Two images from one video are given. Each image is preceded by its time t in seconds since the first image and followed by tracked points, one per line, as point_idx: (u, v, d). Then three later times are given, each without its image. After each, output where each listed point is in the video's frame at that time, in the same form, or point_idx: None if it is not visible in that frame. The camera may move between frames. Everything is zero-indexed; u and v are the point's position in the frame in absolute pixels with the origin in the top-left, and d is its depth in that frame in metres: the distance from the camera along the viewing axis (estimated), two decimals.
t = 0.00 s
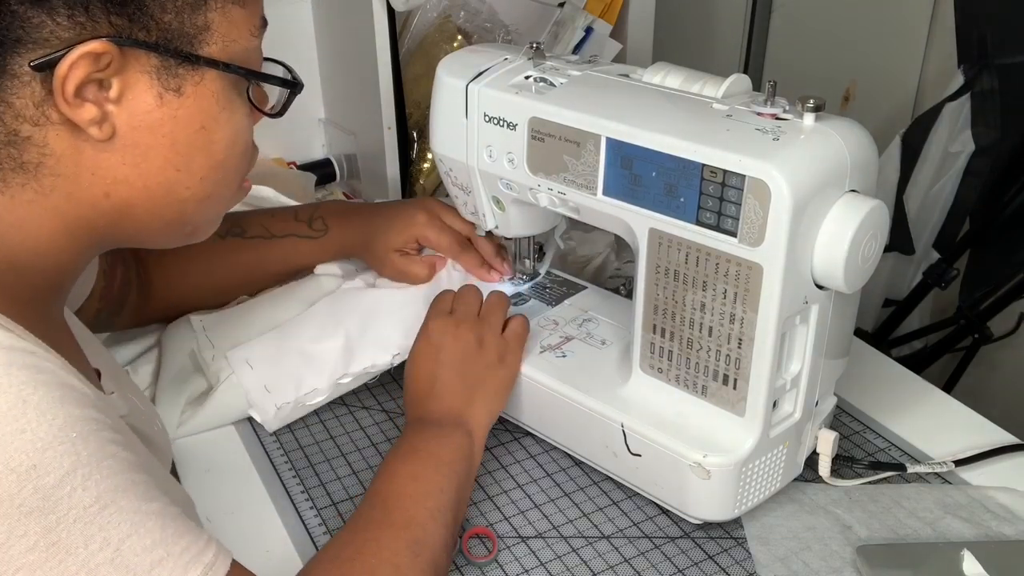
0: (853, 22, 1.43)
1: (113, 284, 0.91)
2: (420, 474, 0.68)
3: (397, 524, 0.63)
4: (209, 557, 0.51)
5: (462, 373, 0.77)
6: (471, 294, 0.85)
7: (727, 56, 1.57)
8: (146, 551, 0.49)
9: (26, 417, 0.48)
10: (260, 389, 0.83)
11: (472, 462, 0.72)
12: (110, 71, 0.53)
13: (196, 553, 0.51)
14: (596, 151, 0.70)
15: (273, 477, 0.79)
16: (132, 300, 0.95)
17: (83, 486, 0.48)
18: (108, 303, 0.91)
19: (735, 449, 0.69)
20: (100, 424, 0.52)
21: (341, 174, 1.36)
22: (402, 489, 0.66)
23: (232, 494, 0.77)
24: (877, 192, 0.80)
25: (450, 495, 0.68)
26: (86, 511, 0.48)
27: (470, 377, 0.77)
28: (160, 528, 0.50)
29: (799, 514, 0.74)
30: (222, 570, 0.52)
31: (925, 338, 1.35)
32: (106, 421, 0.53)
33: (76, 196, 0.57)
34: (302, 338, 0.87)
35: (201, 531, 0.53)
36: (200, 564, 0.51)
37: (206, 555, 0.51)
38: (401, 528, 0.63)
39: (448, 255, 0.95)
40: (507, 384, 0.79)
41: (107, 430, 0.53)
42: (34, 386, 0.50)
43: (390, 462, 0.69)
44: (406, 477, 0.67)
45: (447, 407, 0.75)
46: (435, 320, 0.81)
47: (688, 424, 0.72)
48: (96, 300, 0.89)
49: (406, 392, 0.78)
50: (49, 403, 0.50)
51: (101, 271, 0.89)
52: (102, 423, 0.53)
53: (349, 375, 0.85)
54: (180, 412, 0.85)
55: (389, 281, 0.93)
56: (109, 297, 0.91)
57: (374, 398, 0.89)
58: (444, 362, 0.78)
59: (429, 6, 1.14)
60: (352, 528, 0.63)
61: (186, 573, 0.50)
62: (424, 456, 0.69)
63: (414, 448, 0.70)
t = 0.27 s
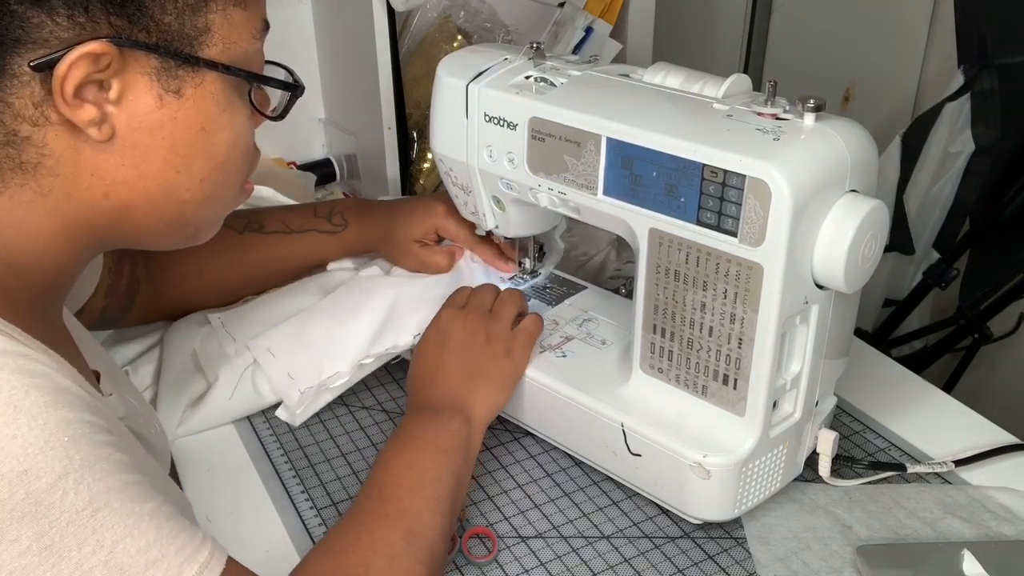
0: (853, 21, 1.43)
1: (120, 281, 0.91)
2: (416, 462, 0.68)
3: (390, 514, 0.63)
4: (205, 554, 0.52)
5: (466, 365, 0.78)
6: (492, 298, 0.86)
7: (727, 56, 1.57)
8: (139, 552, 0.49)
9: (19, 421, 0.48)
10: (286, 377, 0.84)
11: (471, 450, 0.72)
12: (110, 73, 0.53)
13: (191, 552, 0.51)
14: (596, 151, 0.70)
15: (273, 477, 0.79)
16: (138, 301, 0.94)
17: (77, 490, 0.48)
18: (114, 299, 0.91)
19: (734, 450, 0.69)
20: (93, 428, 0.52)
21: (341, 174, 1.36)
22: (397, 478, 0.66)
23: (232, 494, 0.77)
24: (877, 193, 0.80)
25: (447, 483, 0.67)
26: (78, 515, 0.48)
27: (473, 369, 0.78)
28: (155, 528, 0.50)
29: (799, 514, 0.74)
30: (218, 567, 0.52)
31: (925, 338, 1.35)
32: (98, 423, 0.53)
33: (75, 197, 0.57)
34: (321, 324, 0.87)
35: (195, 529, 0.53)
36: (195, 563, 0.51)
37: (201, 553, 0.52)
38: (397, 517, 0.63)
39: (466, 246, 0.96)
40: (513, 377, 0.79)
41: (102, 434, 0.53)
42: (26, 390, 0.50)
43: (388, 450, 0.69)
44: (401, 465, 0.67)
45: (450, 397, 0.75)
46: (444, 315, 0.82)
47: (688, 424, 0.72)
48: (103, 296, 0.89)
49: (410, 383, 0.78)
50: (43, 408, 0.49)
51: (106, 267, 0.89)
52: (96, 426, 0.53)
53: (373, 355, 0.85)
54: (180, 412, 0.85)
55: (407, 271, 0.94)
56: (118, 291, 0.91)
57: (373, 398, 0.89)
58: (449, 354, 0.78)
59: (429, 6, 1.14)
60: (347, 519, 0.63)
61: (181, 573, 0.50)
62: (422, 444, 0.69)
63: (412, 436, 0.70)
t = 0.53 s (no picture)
0: (853, 21, 1.43)
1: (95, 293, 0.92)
2: (423, 485, 0.67)
3: (398, 537, 0.63)
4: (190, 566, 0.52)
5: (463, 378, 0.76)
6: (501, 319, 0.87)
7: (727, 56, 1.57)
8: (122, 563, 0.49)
9: None
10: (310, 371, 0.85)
11: (471, 468, 0.72)
12: (46, 66, 0.52)
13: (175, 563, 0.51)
14: (596, 151, 0.70)
15: (272, 477, 0.79)
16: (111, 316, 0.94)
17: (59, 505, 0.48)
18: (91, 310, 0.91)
19: (735, 450, 0.69)
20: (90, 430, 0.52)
21: (341, 174, 1.36)
22: (407, 501, 0.66)
23: (231, 494, 0.77)
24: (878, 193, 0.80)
25: (453, 507, 0.67)
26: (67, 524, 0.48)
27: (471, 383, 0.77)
28: (138, 537, 0.50)
29: (799, 514, 0.74)
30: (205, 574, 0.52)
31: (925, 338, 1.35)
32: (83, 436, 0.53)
33: (26, 195, 0.57)
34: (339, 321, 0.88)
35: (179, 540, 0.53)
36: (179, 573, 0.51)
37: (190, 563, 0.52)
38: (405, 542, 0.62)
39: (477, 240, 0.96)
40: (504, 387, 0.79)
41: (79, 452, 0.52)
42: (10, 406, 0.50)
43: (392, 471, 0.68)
44: (408, 487, 0.67)
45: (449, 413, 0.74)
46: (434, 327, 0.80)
47: (689, 424, 0.72)
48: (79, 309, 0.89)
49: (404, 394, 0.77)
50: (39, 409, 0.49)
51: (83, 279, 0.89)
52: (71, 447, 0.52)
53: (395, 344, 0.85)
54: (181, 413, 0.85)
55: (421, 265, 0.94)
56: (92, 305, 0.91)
57: (374, 398, 0.89)
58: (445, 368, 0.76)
59: (429, 6, 1.14)
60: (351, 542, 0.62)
61: None
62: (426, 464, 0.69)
63: (416, 456, 0.70)
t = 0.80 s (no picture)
0: (852, 21, 1.43)
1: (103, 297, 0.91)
2: (424, 487, 0.67)
3: (404, 539, 0.63)
4: (217, 561, 0.51)
5: (461, 381, 0.77)
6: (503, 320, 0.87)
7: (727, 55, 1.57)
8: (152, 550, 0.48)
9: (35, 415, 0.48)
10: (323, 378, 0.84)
11: (474, 471, 0.72)
12: (118, 74, 0.53)
13: (204, 557, 0.51)
14: (596, 151, 0.70)
15: (273, 477, 0.79)
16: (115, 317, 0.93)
17: (97, 481, 0.48)
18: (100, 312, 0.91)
19: (735, 450, 0.69)
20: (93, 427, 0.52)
21: (341, 174, 1.36)
22: (409, 503, 0.66)
23: (232, 495, 0.78)
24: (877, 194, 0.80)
25: (456, 510, 0.67)
26: (97, 508, 0.48)
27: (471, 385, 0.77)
28: (169, 529, 0.50)
29: (798, 514, 0.74)
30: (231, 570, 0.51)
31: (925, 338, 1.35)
32: (112, 418, 0.53)
33: (87, 197, 0.58)
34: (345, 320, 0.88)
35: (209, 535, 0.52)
36: (209, 566, 0.50)
37: (217, 556, 0.51)
38: (410, 546, 0.63)
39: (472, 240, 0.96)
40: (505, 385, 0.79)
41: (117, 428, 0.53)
42: (47, 382, 0.50)
43: (394, 475, 0.69)
44: (410, 491, 0.67)
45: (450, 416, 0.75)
46: (431, 329, 0.79)
47: (688, 424, 0.72)
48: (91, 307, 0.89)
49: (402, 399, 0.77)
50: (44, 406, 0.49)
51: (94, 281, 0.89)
52: (113, 422, 0.53)
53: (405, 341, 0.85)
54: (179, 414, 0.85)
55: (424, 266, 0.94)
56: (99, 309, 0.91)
57: (373, 398, 0.89)
58: (443, 371, 0.77)
59: (429, 6, 1.14)
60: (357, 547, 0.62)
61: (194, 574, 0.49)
62: (427, 467, 0.69)
63: (418, 459, 0.70)
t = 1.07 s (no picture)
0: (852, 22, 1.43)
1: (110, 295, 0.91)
2: (422, 474, 0.68)
3: (397, 528, 0.63)
4: (208, 563, 0.51)
5: (467, 371, 0.77)
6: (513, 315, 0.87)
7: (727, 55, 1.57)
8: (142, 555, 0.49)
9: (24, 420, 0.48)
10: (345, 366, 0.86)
11: (474, 459, 0.72)
12: (116, 76, 0.53)
13: (195, 558, 0.51)
14: (596, 151, 0.70)
15: (273, 477, 0.79)
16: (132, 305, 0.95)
17: (85, 490, 0.48)
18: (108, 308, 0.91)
19: (735, 450, 0.69)
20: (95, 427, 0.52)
21: (342, 174, 1.36)
22: (406, 491, 0.66)
23: (232, 495, 0.78)
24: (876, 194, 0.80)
25: (454, 497, 0.67)
26: (85, 516, 0.48)
27: (477, 376, 0.77)
28: (160, 532, 0.50)
29: (799, 514, 0.74)
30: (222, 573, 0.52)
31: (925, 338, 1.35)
32: (104, 423, 0.53)
33: (81, 199, 0.58)
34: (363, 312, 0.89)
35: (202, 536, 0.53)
36: (200, 567, 0.51)
37: (207, 558, 0.51)
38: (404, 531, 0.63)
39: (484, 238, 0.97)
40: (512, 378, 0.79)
41: (108, 433, 0.52)
42: (34, 390, 0.50)
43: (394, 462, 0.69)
44: (407, 477, 0.67)
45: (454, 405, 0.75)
46: (441, 317, 0.81)
47: (688, 424, 0.72)
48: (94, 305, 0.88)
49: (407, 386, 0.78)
50: (45, 407, 0.49)
51: (101, 276, 0.89)
52: (103, 427, 0.52)
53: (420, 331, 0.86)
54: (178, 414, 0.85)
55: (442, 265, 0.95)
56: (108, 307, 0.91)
57: (373, 398, 0.89)
58: (448, 360, 0.78)
59: (429, 6, 1.14)
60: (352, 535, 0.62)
61: None
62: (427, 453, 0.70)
63: (418, 446, 0.70)
